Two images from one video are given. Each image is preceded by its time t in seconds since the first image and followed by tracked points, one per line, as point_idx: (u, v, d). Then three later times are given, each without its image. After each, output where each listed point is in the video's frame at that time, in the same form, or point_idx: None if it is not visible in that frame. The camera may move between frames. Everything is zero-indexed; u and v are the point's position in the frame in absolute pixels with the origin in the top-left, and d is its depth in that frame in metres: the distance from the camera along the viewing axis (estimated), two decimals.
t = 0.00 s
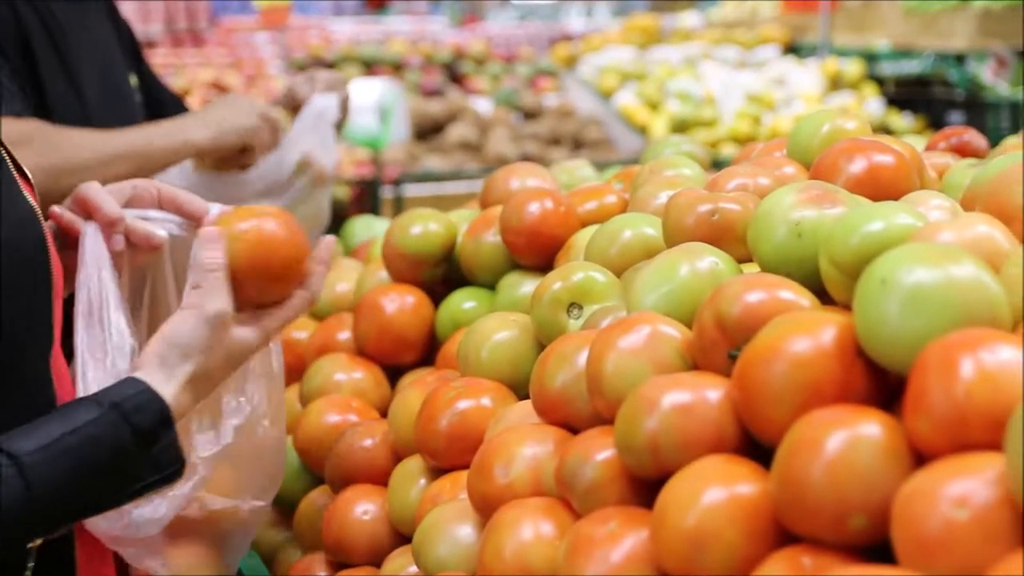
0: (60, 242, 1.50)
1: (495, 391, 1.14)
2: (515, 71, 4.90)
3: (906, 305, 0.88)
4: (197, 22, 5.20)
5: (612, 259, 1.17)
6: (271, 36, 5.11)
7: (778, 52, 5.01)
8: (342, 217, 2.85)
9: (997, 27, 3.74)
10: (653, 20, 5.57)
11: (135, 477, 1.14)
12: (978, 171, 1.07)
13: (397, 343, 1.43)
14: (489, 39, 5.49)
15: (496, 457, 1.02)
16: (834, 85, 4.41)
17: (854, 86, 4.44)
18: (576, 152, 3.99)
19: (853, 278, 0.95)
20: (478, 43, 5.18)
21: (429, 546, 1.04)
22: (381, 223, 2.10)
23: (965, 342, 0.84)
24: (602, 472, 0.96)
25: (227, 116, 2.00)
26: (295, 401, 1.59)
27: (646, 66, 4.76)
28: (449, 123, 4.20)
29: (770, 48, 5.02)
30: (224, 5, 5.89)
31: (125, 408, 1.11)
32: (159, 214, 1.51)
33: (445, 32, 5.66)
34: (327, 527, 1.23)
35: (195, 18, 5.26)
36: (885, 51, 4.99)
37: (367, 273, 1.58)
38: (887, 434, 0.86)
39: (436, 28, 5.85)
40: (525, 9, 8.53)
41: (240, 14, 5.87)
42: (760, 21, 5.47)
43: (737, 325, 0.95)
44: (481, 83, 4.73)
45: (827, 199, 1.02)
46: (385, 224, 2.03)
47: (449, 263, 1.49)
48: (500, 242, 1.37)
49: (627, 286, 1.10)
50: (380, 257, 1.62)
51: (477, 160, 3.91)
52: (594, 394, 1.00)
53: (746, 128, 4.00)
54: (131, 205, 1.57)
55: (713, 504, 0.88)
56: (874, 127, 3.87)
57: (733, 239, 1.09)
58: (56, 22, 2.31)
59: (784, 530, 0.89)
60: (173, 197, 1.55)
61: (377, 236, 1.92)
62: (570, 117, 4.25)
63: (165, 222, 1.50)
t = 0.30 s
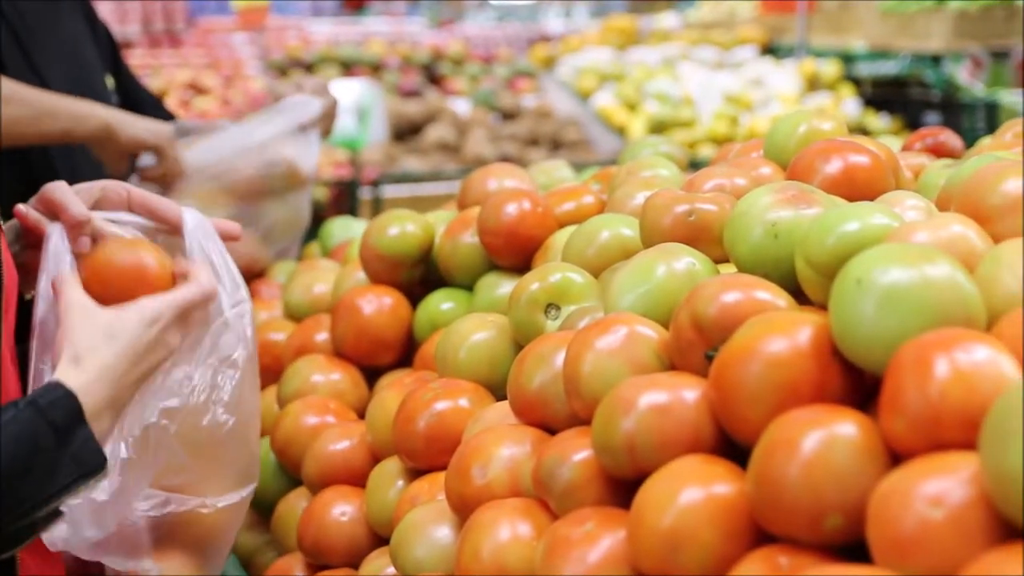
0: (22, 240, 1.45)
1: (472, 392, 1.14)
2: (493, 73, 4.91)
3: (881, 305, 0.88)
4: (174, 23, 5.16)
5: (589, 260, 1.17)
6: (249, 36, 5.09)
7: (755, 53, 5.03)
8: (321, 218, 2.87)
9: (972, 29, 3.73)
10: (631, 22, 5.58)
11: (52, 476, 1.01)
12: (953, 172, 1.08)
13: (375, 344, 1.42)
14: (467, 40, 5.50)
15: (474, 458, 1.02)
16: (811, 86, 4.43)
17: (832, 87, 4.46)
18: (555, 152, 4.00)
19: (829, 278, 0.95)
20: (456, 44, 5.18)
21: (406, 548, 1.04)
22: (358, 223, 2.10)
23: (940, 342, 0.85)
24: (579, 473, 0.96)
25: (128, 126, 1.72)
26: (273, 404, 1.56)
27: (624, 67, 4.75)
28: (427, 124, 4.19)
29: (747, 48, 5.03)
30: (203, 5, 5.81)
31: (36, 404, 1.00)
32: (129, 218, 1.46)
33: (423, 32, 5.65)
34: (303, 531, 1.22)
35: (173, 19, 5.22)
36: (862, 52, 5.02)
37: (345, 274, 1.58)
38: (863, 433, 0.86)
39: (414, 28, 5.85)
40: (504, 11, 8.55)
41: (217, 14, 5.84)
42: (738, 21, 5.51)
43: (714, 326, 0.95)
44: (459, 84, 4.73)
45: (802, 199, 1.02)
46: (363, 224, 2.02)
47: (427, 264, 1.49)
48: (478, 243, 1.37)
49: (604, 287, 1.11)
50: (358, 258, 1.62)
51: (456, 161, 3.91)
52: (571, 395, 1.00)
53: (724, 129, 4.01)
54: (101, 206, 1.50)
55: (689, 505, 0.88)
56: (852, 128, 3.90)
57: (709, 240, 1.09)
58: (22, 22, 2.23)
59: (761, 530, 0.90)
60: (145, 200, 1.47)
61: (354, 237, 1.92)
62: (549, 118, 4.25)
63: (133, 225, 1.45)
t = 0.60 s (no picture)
0: None
1: (451, 393, 1.14)
2: (472, 73, 4.91)
3: (857, 305, 0.89)
4: (153, 26, 5.18)
5: (567, 260, 1.17)
6: (227, 37, 5.09)
7: (733, 54, 5.05)
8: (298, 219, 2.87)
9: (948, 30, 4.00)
10: (609, 23, 5.60)
11: (21, 504, 1.07)
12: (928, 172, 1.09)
13: (353, 345, 1.43)
14: (446, 42, 5.52)
15: (452, 458, 1.02)
16: (789, 87, 4.45)
17: (809, 88, 4.49)
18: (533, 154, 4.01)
19: (805, 278, 0.95)
20: (435, 46, 5.19)
21: (384, 548, 1.04)
22: (337, 224, 2.09)
23: (915, 342, 0.85)
24: (557, 473, 0.96)
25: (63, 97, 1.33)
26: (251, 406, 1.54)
27: (603, 67, 4.75)
28: (406, 124, 4.20)
29: (725, 49, 5.05)
30: (182, 7, 5.81)
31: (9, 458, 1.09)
32: (99, 216, 1.48)
33: (401, 33, 5.66)
34: (282, 532, 1.22)
35: (151, 22, 5.24)
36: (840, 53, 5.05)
37: (323, 275, 1.57)
38: (839, 433, 0.87)
39: (393, 30, 5.86)
40: (484, 13, 8.59)
41: (196, 15, 5.83)
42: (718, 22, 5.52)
43: (691, 326, 0.96)
44: (438, 84, 4.74)
45: (779, 200, 1.02)
46: (342, 225, 2.02)
47: (406, 265, 1.49)
48: (456, 244, 1.37)
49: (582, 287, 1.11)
50: (336, 259, 1.62)
51: (435, 162, 3.92)
52: (549, 395, 1.00)
53: (702, 130, 4.03)
54: (71, 206, 1.50)
55: (666, 504, 0.88)
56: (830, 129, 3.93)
57: (686, 240, 1.10)
58: None
59: (738, 529, 0.90)
60: (115, 198, 1.50)
61: (332, 238, 1.92)
62: (528, 119, 4.25)
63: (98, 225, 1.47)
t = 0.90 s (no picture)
0: None
1: (427, 394, 1.14)
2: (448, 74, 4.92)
3: (830, 305, 0.89)
4: (121, 23, 5.48)
5: (543, 260, 1.17)
6: (203, 39, 5.08)
7: (709, 55, 5.07)
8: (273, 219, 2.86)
9: (922, 31, 4.14)
10: (585, 24, 5.62)
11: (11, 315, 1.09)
12: (901, 173, 1.09)
13: (329, 347, 1.42)
14: (423, 43, 5.53)
15: (428, 459, 1.02)
16: (765, 88, 4.46)
17: (785, 88, 4.51)
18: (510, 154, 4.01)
19: (779, 278, 0.96)
20: (411, 47, 5.20)
21: (360, 549, 1.04)
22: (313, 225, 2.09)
23: (888, 341, 0.86)
24: (533, 474, 0.96)
25: None
26: (225, 408, 1.52)
27: (579, 68, 4.75)
28: (382, 125, 4.19)
29: (701, 50, 5.07)
30: (156, 7, 5.80)
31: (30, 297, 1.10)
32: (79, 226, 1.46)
33: (376, 34, 5.65)
34: (258, 533, 1.21)
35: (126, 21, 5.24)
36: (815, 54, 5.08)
37: (299, 276, 1.57)
38: (813, 433, 0.87)
39: (370, 31, 5.86)
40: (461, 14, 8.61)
41: (171, 16, 5.82)
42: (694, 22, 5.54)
43: (666, 326, 0.96)
44: (415, 85, 4.74)
45: (753, 200, 1.03)
46: (317, 226, 2.02)
47: (382, 266, 1.49)
48: (432, 244, 1.37)
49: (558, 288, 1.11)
50: (312, 260, 1.61)
51: (411, 162, 3.92)
52: (524, 396, 1.00)
53: (678, 131, 4.03)
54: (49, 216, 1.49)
55: (641, 505, 0.89)
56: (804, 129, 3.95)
57: (661, 241, 1.10)
58: None
59: (713, 530, 0.90)
60: (92, 205, 1.46)
61: (307, 239, 1.91)
62: (504, 120, 4.25)
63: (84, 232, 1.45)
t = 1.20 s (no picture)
0: None
1: (399, 394, 1.14)
2: (421, 74, 4.93)
3: (799, 304, 0.89)
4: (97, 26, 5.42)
5: (515, 260, 1.18)
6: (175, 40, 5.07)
7: (681, 55, 5.09)
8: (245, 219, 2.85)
9: (891, 31, 4.20)
10: (557, 24, 5.63)
11: None
12: (871, 172, 1.10)
13: (301, 347, 1.42)
14: (395, 44, 5.53)
15: (399, 460, 1.02)
16: (737, 88, 4.48)
17: (757, 88, 4.53)
18: (483, 154, 4.02)
19: (749, 278, 0.96)
20: (384, 47, 5.21)
21: (331, 550, 1.04)
22: (284, 225, 2.08)
23: (857, 340, 0.86)
24: (504, 474, 0.96)
25: None
26: (197, 409, 1.51)
27: (550, 67, 4.75)
28: (355, 125, 4.20)
29: (673, 50, 5.09)
30: (127, 6, 5.78)
31: None
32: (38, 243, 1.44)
33: (348, 35, 5.67)
34: (229, 535, 1.21)
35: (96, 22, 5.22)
36: (786, 54, 5.10)
37: (270, 277, 1.57)
38: (782, 432, 0.87)
39: (342, 31, 5.86)
40: (434, 14, 8.63)
41: (142, 15, 5.80)
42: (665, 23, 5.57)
43: (636, 326, 0.96)
44: (387, 85, 4.75)
45: (724, 200, 1.03)
46: (288, 227, 2.01)
47: (354, 267, 1.49)
48: (404, 245, 1.37)
49: (529, 288, 1.11)
50: (283, 260, 1.61)
51: (384, 162, 3.93)
52: (496, 396, 1.00)
53: (650, 130, 4.04)
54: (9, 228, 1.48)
55: (612, 504, 0.89)
56: (775, 130, 3.97)
57: (632, 241, 1.10)
58: None
59: (684, 529, 0.90)
60: (53, 225, 1.45)
61: (277, 240, 1.91)
62: (477, 119, 4.26)
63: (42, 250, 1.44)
